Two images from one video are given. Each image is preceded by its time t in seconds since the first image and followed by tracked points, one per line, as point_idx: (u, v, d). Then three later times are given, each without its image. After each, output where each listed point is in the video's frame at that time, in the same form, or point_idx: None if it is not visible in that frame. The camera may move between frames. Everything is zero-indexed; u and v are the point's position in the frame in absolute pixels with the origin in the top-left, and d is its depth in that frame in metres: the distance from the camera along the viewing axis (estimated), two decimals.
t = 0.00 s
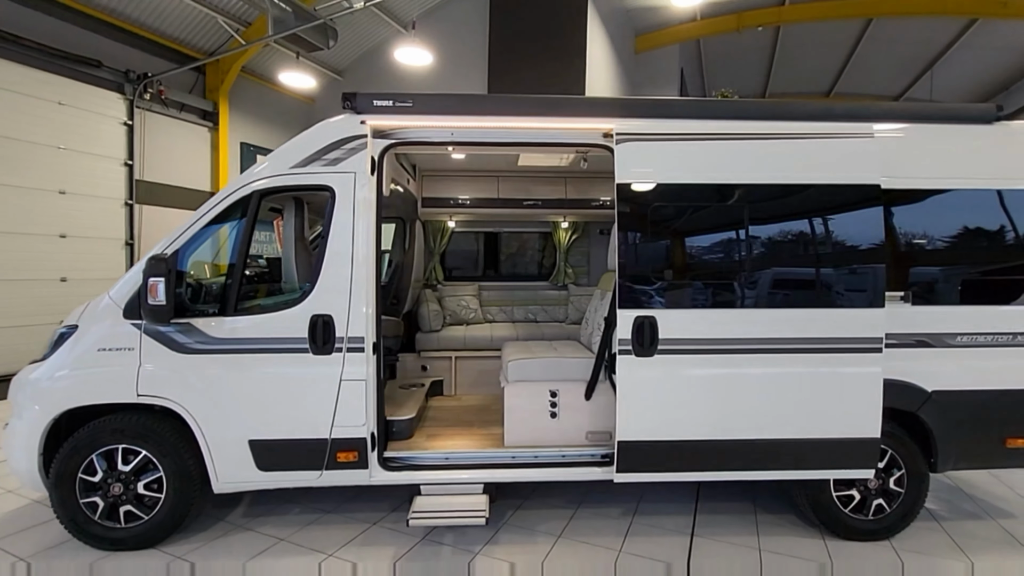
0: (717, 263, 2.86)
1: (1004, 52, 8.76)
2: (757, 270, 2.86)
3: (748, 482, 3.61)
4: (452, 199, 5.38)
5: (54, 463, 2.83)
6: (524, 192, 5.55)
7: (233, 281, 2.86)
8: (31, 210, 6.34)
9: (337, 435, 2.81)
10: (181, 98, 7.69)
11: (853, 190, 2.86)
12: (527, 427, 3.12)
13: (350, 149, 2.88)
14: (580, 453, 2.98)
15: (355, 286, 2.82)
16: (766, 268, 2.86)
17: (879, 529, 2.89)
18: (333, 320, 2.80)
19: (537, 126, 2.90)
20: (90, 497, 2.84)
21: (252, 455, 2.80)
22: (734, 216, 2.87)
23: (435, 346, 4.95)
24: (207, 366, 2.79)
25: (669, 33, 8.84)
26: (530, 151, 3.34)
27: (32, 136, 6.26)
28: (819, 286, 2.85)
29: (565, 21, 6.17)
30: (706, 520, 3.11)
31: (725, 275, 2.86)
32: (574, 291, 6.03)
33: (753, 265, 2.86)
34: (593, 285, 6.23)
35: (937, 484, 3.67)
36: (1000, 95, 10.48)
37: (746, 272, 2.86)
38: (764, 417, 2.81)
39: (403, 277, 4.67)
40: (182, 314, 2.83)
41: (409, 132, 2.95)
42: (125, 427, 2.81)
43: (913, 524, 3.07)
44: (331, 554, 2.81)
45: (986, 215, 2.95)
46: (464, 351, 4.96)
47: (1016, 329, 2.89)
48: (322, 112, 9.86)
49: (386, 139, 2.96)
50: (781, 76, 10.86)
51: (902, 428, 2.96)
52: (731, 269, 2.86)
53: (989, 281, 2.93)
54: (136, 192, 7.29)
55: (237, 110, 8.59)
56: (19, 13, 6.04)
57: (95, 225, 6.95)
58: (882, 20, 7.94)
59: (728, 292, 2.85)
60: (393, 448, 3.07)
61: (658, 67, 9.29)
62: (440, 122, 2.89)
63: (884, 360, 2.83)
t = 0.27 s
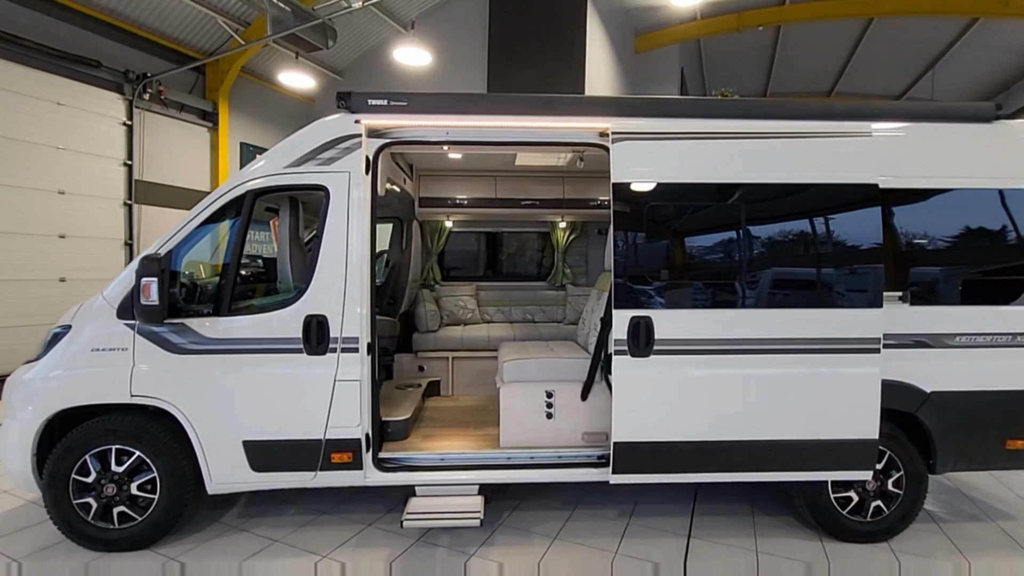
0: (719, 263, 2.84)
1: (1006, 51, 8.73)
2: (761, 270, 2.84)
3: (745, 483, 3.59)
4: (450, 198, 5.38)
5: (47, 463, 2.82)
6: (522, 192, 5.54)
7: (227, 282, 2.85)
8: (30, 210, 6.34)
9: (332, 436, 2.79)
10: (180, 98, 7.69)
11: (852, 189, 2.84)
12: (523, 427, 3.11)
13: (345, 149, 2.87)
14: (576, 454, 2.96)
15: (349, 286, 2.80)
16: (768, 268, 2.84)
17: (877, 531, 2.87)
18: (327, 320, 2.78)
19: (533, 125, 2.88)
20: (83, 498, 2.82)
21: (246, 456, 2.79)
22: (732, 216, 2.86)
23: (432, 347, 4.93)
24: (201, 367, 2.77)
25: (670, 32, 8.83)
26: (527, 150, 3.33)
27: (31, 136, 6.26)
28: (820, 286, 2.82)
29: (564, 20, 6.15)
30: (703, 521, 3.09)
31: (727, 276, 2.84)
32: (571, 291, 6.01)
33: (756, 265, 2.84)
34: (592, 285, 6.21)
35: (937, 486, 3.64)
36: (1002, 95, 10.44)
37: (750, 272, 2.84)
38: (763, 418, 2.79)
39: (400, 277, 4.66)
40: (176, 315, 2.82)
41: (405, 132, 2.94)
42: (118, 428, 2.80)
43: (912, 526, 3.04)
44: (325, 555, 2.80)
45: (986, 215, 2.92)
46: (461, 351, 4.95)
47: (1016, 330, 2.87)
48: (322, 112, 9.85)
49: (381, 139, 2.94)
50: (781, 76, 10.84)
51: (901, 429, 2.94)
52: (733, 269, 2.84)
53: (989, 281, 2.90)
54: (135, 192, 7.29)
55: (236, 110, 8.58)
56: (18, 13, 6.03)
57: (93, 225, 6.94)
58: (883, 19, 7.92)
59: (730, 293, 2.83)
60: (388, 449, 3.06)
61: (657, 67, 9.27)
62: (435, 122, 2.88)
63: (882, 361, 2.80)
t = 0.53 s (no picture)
0: (721, 262, 2.82)
1: (1010, 49, 8.68)
2: (764, 269, 2.82)
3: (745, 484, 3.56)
4: (450, 197, 5.36)
5: (43, 462, 2.81)
6: (522, 191, 5.52)
7: (224, 281, 2.84)
8: (32, 209, 6.34)
9: (329, 435, 2.77)
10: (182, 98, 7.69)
11: (854, 187, 2.81)
12: (521, 427, 3.09)
13: (341, 147, 2.85)
14: (574, 453, 2.94)
15: (346, 284, 2.79)
16: (771, 267, 2.82)
17: (878, 532, 2.84)
18: (324, 319, 2.77)
19: (531, 123, 2.86)
20: (80, 497, 2.81)
21: (242, 455, 2.77)
22: (733, 215, 2.83)
23: (431, 346, 4.90)
24: (197, 366, 2.76)
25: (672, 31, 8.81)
26: (525, 148, 3.31)
27: (32, 136, 6.26)
28: (823, 285, 2.80)
29: (565, 19, 6.13)
30: (702, 522, 3.07)
31: (729, 275, 2.82)
32: (571, 290, 5.99)
33: (759, 264, 2.82)
34: (592, 284, 6.17)
35: (939, 486, 3.61)
36: (1006, 93, 10.38)
37: (752, 271, 2.82)
38: (763, 419, 2.77)
39: (398, 277, 4.63)
40: (172, 314, 2.80)
41: (402, 129, 2.92)
42: (115, 427, 2.79)
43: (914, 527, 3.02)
44: (322, 555, 2.78)
45: (989, 213, 2.89)
46: (460, 350, 4.92)
47: (1019, 330, 2.84)
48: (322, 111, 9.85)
49: (378, 137, 2.92)
50: (783, 74, 10.80)
51: (902, 429, 2.91)
52: (735, 269, 2.82)
53: (991, 280, 2.88)
54: (137, 192, 7.29)
55: (237, 110, 8.58)
56: (19, 13, 6.03)
57: (94, 224, 6.94)
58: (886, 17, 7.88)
59: (732, 293, 2.81)
60: (386, 449, 3.04)
61: (659, 66, 9.25)
62: (433, 119, 2.86)
63: (883, 361, 2.78)
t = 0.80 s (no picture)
0: (724, 262, 2.79)
1: (1016, 47, 8.61)
2: (768, 268, 2.78)
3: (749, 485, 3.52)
4: (451, 196, 5.34)
5: (41, 461, 2.79)
6: (523, 189, 5.49)
7: (222, 280, 2.82)
8: (34, 209, 6.31)
9: (327, 435, 2.75)
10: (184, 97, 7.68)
11: (858, 185, 2.78)
12: (521, 428, 3.06)
13: (340, 144, 2.83)
14: (575, 454, 2.91)
15: (344, 283, 2.76)
16: (775, 266, 2.78)
17: (884, 534, 2.80)
18: (322, 318, 2.75)
19: (531, 120, 2.83)
20: (77, 497, 2.79)
21: (240, 456, 2.75)
22: (735, 214, 2.80)
23: (431, 346, 4.87)
24: (195, 365, 2.74)
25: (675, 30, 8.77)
26: (526, 146, 3.29)
27: (34, 136, 6.23)
28: (827, 284, 2.76)
29: (567, 17, 6.09)
30: (705, 524, 3.03)
31: (733, 274, 2.79)
32: (572, 289, 5.96)
33: (763, 263, 2.78)
34: (594, 283, 6.14)
35: (945, 488, 3.57)
36: (1012, 91, 10.31)
37: (756, 270, 2.78)
38: (767, 420, 2.73)
39: (399, 276, 4.64)
40: (171, 313, 2.78)
41: (401, 127, 2.90)
42: (113, 426, 2.77)
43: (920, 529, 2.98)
44: (320, 556, 2.76)
45: (995, 211, 2.86)
46: (461, 350, 4.89)
47: None
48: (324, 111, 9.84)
49: (377, 135, 2.90)
50: (787, 73, 10.74)
51: (908, 430, 2.87)
52: (739, 268, 2.79)
53: (998, 279, 2.84)
54: (138, 192, 7.29)
55: (239, 109, 8.57)
56: (21, 13, 6.02)
57: (96, 223, 6.93)
58: (891, 15, 7.82)
59: (736, 292, 2.77)
60: (385, 449, 3.02)
61: (662, 66, 9.22)
62: (432, 117, 2.84)
63: (889, 360, 2.74)
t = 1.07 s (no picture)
0: (727, 260, 2.73)
1: None
2: (771, 267, 2.71)
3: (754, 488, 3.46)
4: (452, 193, 5.29)
5: (34, 462, 2.74)
6: (525, 186, 5.43)
7: (217, 277, 2.77)
8: (35, 208, 6.24)
9: (324, 436, 2.70)
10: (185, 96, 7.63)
11: (867, 181, 2.71)
12: (522, 429, 3.00)
13: (337, 139, 2.78)
14: (577, 456, 2.85)
15: (342, 281, 2.71)
16: (779, 265, 2.72)
17: (895, 540, 2.73)
18: (319, 317, 2.69)
19: (532, 114, 2.77)
20: (70, 499, 2.74)
21: (236, 457, 2.70)
22: (740, 211, 2.73)
23: (432, 346, 4.81)
24: (190, 364, 2.69)
25: (679, 27, 8.71)
26: (527, 142, 3.22)
27: (35, 135, 6.17)
28: (832, 283, 2.69)
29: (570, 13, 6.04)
30: (710, 527, 2.97)
31: (737, 273, 2.72)
32: (575, 288, 5.90)
33: (766, 262, 2.72)
34: (596, 282, 6.08)
35: (955, 491, 3.50)
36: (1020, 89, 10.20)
37: (758, 269, 2.72)
38: (774, 421, 2.67)
39: (399, 275, 4.67)
40: (165, 311, 2.73)
41: (400, 122, 2.84)
42: (107, 426, 2.72)
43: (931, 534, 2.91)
44: (317, 560, 2.70)
45: (1007, 208, 2.79)
46: (461, 349, 4.84)
47: None
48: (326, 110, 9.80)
49: (375, 130, 2.84)
50: (792, 71, 10.66)
51: (919, 433, 2.81)
52: (742, 267, 2.72)
53: (1011, 277, 2.76)
54: (139, 191, 7.24)
55: (241, 108, 8.53)
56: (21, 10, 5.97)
57: (97, 222, 6.88)
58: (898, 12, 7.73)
59: (739, 291, 2.71)
60: (383, 450, 2.96)
61: (665, 64, 9.15)
62: (431, 112, 2.78)
63: (899, 361, 2.67)
